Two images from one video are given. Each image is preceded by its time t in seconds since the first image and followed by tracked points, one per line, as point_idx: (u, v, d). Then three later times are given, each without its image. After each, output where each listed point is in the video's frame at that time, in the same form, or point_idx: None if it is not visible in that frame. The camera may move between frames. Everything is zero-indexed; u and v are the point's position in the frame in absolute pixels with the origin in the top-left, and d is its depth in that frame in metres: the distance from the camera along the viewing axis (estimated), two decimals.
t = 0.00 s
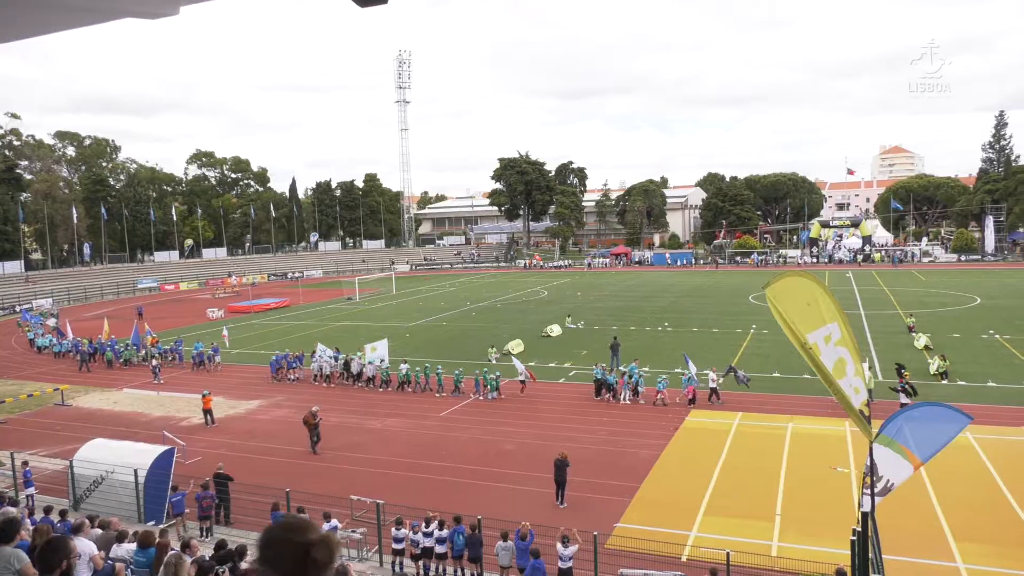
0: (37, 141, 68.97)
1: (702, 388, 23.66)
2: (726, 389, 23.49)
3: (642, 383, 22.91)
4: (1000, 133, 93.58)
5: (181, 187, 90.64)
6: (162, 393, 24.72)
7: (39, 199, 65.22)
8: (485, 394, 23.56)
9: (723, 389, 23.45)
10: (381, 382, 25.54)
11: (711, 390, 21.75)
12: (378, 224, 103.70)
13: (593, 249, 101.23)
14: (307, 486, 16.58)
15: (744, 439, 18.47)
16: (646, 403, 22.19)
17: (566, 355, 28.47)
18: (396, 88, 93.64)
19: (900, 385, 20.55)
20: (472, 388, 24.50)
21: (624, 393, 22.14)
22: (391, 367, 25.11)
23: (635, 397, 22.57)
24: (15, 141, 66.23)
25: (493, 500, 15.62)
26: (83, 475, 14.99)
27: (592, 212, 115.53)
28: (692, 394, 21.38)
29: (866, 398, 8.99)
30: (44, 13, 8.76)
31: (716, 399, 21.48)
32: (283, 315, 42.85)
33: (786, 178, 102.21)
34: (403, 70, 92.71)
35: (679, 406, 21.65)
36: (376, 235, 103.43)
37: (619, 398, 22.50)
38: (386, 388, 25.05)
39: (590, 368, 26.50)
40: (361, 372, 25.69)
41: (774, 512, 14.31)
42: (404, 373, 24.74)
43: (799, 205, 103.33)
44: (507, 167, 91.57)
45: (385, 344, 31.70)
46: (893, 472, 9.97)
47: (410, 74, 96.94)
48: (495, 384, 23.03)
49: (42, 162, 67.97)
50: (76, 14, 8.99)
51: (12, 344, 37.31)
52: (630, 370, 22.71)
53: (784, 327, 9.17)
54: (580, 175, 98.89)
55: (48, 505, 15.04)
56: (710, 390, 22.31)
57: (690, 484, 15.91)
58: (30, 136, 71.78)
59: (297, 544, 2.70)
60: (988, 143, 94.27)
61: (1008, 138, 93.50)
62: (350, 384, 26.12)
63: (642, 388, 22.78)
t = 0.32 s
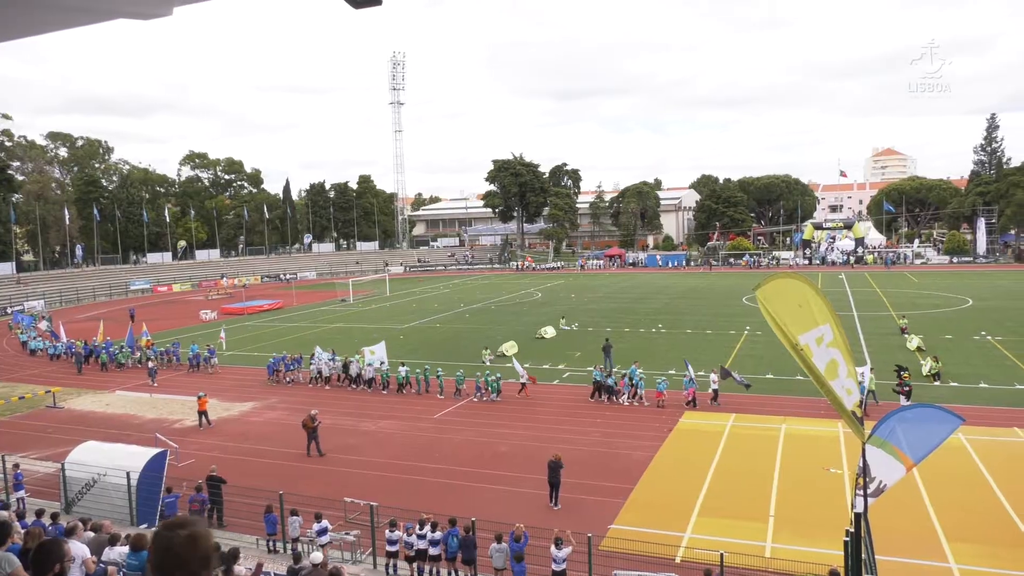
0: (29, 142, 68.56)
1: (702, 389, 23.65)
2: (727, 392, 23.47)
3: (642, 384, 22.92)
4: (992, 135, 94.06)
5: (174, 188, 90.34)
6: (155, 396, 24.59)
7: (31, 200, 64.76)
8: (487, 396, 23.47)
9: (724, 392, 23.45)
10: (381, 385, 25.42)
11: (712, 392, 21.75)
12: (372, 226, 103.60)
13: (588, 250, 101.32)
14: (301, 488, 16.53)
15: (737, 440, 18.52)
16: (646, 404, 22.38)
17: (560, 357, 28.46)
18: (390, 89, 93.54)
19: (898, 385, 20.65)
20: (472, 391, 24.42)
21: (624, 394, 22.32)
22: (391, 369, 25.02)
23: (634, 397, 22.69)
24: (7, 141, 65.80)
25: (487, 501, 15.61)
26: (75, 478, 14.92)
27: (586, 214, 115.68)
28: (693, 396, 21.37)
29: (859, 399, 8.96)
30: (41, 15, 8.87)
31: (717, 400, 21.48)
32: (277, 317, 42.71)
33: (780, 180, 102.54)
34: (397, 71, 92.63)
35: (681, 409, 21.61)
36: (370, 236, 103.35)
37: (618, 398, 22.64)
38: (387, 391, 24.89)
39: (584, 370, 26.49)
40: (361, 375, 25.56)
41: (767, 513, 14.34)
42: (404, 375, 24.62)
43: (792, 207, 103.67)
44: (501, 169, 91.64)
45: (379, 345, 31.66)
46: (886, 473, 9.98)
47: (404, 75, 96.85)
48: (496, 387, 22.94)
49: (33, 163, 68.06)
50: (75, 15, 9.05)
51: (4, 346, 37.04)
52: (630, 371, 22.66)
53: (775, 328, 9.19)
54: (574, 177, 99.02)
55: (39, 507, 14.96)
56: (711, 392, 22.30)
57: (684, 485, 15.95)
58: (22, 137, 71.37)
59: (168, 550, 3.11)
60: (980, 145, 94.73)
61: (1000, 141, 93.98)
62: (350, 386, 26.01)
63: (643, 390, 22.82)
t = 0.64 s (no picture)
0: (16, 144, 68.06)
1: (700, 392, 23.62)
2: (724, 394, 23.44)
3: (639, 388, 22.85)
4: (979, 140, 94.86)
5: (163, 191, 89.95)
6: (144, 399, 24.44)
7: (18, 202, 64.17)
8: (484, 400, 23.39)
9: (722, 394, 23.42)
10: (378, 388, 25.31)
11: (710, 395, 21.70)
12: (362, 229, 103.48)
13: (578, 253, 101.54)
14: (290, 492, 16.45)
15: (726, 443, 18.58)
16: (643, 408, 22.36)
17: (550, 359, 28.47)
18: (380, 92, 93.47)
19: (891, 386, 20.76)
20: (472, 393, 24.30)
21: (620, 398, 22.27)
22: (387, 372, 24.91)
23: (631, 401, 22.66)
24: None
25: (477, 504, 15.58)
26: (61, 482, 14.79)
27: (576, 217, 115.92)
28: (691, 399, 21.33)
29: (847, 401, 8.98)
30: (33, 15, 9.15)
31: (716, 403, 21.43)
32: (266, 319, 42.54)
33: (769, 184, 103.09)
34: (387, 74, 92.62)
35: (679, 412, 21.57)
36: (360, 239, 103.28)
37: (614, 402, 22.65)
38: (383, 395, 24.79)
39: (574, 372, 26.52)
40: (356, 378, 25.45)
41: (757, 516, 14.37)
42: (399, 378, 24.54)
43: (781, 210, 104.24)
44: (492, 172, 91.73)
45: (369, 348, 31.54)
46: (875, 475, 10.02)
47: (395, 78, 96.73)
48: (491, 390, 22.87)
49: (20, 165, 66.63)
50: (67, 16, 9.30)
51: None
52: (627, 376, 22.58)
53: (762, 331, 9.23)
54: (564, 180, 99.18)
55: (25, 512, 14.81)
56: (709, 395, 22.27)
57: (674, 487, 15.99)
58: (9, 139, 70.83)
59: (92, 541, 3.32)
60: (967, 149, 95.54)
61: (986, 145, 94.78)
62: (345, 390, 25.84)
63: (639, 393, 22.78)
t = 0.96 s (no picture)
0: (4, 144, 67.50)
1: (698, 394, 23.62)
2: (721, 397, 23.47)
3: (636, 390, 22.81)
4: (966, 143, 95.62)
5: (152, 192, 89.44)
6: (133, 401, 24.29)
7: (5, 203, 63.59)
8: (481, 402, 23.30)
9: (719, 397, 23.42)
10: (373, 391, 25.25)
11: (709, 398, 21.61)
12: (353, 230, 103.23)
13: (569, 255, 101.69)
14: (281, 495, 16.38)
15: (717, 444, 18.65)
16: (640, 409, 22.31)
17: (541, 361, 28.49)
18: (371, 93, 93.26)
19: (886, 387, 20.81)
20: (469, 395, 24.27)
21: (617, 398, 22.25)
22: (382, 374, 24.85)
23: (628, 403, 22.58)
24: None
25: (469, 507, 15.54)
26: (49, 485, 14.64)
27: (567, 219, 116.09)
28: (689, 402, 21.27)
29: (836, 403, 9.01)
30: (27, 14, 9.46)
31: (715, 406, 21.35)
32: (257, 321, 42.40)
33: (759, 187, 103.58)
34: (378, 75, 92.43)
35: (676, 414, 21.56)
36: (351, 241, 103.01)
37: (612, 404, 22.60)
38: (378, 397, 24.73)
39: (565, 374, 26.57)
40: (352, 381, 25.39)
41: (747, 518, 14.41)
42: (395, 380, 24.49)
43: (772, 213, 104.72)
44: (483, 174, 91.76)
45: (360, 350, 31.48)
46: (863, 477, 10.04)
47: (386, 80, 96.57)
48: (489, 392, 22.85)
49: (8, 164, 65.40)
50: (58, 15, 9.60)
51: None
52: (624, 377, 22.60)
53: (750, 333, 9.29)
54: (556, 182, 99.23)
55: (12, 515, 14.67)
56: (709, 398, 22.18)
57: (665, 489, 16.02)
58: None
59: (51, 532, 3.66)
60: (955, 152, 96.29)
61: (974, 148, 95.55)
62: (341, 392, 25.77)
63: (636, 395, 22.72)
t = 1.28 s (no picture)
0: None
1: (696, 397, 23.65)
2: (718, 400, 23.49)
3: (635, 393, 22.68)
4: (956, 147, 96.24)
5: (142, 195, 89.05)
6: (123, 405, 24.11)
7: None
8: (482, 405, 23.23)
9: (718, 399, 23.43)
10: (371, 394, 25.10)
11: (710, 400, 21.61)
12: (346, 233, 103.03)
13: (561, 258, 101.81)
14: (273, 498, 16.33)
15: (709, 447, 18.68)
16: (640, 412, 22.14)
17: (534, 364, 28.45)
18: (364, 96, 93.18)
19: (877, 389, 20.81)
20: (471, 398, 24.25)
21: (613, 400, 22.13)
22: (380, 378, 24.78)
23: (627, 406, 22.42)
24: None
25: (461, 510, 15.51)
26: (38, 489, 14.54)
27: (560, 222, 116.20)
28: (689, 404, 21.29)
29: (826, 405, 9.10)
30: (14, 16, 9.47)
31: (716, 409, 21.33)
32: (248, 325, 42.22)
33: (751, 190, 103.98)
34: (371, 78, 92.36)
35: (676, 416, 21.56)
36: (343, 244, 102.85)
37: (609, 407, 22.48)
38: (377, 400, 24.57)
39: (558, 377, 26.55)
40: (350, 384, 25.27)
41: (739, 520, 14.45)
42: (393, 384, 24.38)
43: (763, 216, 105.09)
44: (475, 177, 91.88)
45: (352, 353, 31.38)
46: (853, 479, 10.06)
47: (379, 83, 96.46)
48: (489, 396, 22.74)
49: None
50: (49, 14, 9.54)
51: None
52: (622, 379, 22.49)
53: (740, 336, 9.27)
54: (548, 185, 99.32)
55: None
56: (710, 401, 22.17)
57: (657, 492, 16.05)
58: None
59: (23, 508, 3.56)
60: (945, 156, 96.89)
61: (963, 152, 96.16)
62: (338, 395, 25.68)
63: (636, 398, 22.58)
